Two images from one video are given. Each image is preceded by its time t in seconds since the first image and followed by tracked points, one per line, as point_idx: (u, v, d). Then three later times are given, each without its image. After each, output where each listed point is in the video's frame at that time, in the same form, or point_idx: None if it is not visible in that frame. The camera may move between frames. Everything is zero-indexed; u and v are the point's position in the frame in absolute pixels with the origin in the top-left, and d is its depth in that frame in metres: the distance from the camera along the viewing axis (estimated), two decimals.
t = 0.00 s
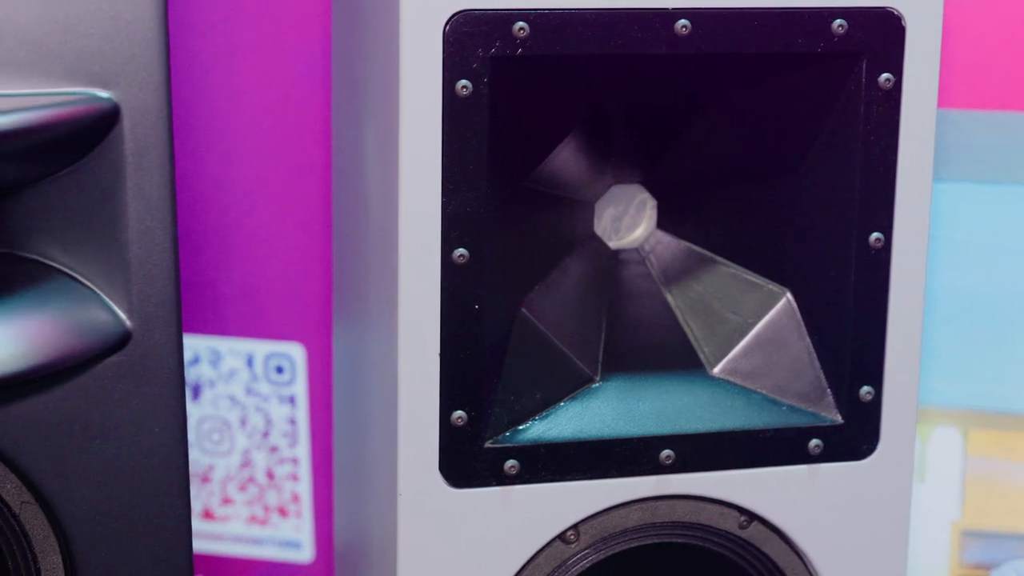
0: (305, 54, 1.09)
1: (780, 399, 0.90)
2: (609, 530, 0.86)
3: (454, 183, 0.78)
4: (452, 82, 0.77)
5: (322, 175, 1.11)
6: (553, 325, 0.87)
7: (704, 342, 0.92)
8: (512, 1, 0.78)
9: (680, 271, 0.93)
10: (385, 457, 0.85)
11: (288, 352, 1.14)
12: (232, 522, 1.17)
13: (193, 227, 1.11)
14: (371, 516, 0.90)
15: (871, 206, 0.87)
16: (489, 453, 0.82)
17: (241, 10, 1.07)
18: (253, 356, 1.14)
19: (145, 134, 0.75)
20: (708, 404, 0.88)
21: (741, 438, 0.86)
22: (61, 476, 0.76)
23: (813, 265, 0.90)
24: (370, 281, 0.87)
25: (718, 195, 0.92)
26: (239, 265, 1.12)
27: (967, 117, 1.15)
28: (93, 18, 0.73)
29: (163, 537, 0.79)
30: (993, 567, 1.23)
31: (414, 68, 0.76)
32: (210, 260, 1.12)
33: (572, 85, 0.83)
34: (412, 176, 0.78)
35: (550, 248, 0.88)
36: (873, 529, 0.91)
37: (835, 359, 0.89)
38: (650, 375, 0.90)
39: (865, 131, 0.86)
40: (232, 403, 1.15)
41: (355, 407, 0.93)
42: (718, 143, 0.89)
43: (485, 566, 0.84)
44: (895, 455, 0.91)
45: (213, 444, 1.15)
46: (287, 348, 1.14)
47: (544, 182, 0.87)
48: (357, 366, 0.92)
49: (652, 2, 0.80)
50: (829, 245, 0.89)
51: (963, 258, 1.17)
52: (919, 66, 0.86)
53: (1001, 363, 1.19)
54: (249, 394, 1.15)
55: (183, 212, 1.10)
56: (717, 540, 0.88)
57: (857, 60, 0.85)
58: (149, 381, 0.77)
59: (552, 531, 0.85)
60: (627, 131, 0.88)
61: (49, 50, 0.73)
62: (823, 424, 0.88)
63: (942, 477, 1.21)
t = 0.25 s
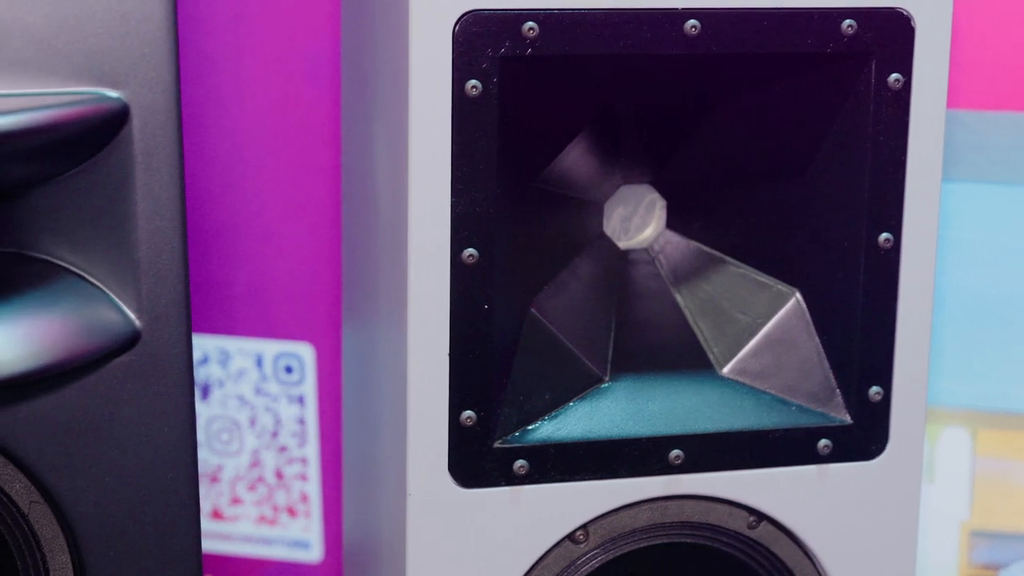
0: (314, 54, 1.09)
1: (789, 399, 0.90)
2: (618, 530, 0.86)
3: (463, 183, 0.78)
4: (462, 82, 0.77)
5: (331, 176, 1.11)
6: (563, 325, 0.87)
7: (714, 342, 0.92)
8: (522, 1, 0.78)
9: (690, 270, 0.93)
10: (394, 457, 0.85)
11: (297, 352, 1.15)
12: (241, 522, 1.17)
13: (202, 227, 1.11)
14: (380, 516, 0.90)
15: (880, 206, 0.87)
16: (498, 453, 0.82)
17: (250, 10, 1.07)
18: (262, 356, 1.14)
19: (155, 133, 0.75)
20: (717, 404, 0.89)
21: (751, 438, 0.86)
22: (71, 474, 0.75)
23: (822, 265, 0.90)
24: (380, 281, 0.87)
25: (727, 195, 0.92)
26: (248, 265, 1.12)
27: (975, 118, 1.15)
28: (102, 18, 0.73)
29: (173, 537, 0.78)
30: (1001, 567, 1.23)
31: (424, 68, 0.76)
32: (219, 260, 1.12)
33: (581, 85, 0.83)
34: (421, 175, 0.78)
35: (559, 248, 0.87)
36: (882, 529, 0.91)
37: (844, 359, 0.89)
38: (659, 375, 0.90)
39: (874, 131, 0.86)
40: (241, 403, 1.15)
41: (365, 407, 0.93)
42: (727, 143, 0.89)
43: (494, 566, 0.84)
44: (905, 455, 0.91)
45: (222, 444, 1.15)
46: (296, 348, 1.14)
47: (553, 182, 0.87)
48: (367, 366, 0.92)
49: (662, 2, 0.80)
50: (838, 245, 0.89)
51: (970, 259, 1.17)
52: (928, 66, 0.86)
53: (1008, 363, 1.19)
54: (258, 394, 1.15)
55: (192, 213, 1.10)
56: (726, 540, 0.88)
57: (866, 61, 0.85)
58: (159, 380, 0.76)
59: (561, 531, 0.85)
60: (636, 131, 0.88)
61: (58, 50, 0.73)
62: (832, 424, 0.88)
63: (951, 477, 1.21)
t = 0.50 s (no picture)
0: (316, 54, 1.09)
1: (791, 399, 0.90)
2: (619, 530, 0.86)
3: (466, 182, 0.78)
4: (464, 82, 0.77)
5: (333, 176, 1.11)
6: (564, 325, 0.88)
7: (715, 342, 0.92)
8: (524, 1, 0.78)
9: (692, 271, 0.93)
10: (396, 457, 0.85)
11: (299, 352, 1.14)
12: (242, 522, 1.17)
13: (204, 226, 1.11)
14: (381, 516, 0.90)
15: (882, 207, 0.87)
16: (500, 453, 0.82)
17: (253, 10, 1.08)
18: (263, 356, 1.14)
19: (157, 133, 0.75)
20: (719, 404, 0.89)
21: (752, 438, 0.86)
22: (72, 475, 0.75)
23: (824, 265, 0.90)
24: (382, 280, 0.87)
25: (729, 195, 0.92)
26: (249, 265, 1.12)
27: (978, 118, 1.15)
28: (105, 18, 0.73)
29: (175, 537, 0.78)
30: (1002, 567, 1.23)
31: (426, 69, 0.76)
32: (221, 260, 1.12)
33: (584, 85, 0.83)
34: (424, 175, 0.78)
35: (561, 248, 0.87)
36: (883, 529, 0.91)
37: (845, 359, 0.90)
38: (661, 375, 0.90)
39: (876, 131, 0.86)
40: (242, 403, 1.15)
41: (367, 407, 0.93)
42: (729, 143, 0.89)
43: (497, 565, 0.84)
44: (906, 456, 0.91)
45: (223, 444, 1.16)
46: (298, 349, 1.14)
47: (556, 183, 0.87)
48: (369, 366, 0.92)
49: (665, 2, 0.80)
50: (840, 245, 0.89)
51: (972, 260, 1.17)
52: (931, 66, 0.86)
53: (1009, 364, 1.19)
54: (260, 394, 1.15)
55: (194, 212, 1.11)
56: (728, 540, 0.88)
57: (868, 61, 0.85)
58: (161, 379, 0.76)
59: (563, 531, 0.85)
60: (638, 132, 0.88)
61: (61, 50, 0.73)
62: (833, 424, 0.88)
63: (952, 477, 1.21)
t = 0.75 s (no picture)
0: (314, 54, 1.09)
1: (789, 400, 0.90)
2: (617, 530, 0.86)
3: (463, 182, 0.78)
4: (462, 82, 0.77)
5: (331, 176, 1.11)
6: (562, 325, 0.88)
7: (713, 342, 0.92)
8: (521, 1, 0.78)
9: (690, 271, 0.93)
10: (394, 457, 0.85)
11: (297, 352, 1.14)
12: (240, 522, 1.17)
13: (202, 227, 1.11)
14: (379, 517, 0.90)
15: (880, 207, 0.87)
16: (498, 454, 0.82)
17: (251, 10, 1.08)
18: (261, 356, 1.14)
19: (154, 133, 0.75)
20: (717, 404, 0.89)
21: (750, 438, 0.86)
22: (70, 475, 0.75)
23: (822, 265, 0.90)
24: (380, 280, 0.87)
25: (727, 195, 0.92)
26: (247, 265, 1.12)
27: (976, 118, 1.15)
28: (103, 18, 0.73)
29: (173, 537, 0.78)
30: (1001, 568, 1.23)
31: (424, 69, 0.76)
32: (219, 260, 1.12)
33: (582, 85, 0.83)
34: (421, 175, 0.78)
35: (559, 248, 0.87)
36: (882, 529, 0.91)
37: (843, 359, 0.90)
38: (658, 375, 0.90)
39: (875, 131, 0.86)
40: (240, 403, 1.15)
41: (365, 407, 0.93)
42: (727, 143, 0.89)
43: (495, 565, 0.84)
44: (904, 456, 0.91)
45: (221, 444, 1.15)
46: (296, 349, 1.14)
47: (553, 183, 0.87)
48: (367, 366, 0.92)
49: (663, 2, 0.80)
50: (838, 245, 0.89)
51: (971, 260, 1.17)
52: (928, 66, 0.86)
53: (1007, 364, 1.19)
54: (258, 394, 1.15)
55: (192, 212, 1.11)
56: (726, 540, 0.88)
57: (866, 61, 0.85)
58: (159, 380, 0.76)
59: (560, 532, 0.84)
60: (636, 132, 0.88)
61: (59, 50, 0.73)
62: (831, 424, 0.88)
63: (950, 478, 1.21)
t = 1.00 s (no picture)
0: (313, 54, 1.09)
1: (788, 400, 0.90)
2: (616, 530, 0.86)
3: (462, 182, 0.78)
4: (461, 82, 0.77)
5: (330, 176, 1.11)
6: (562, 325, 0.88)
7: (712, 342, 0.92)
8: (520, 1, 0.78)
9: (689, 271, 0.93)
10: (393, 457, 0.85)
11: (296, 352, 1.15)
12: (239, 522, 1.17)
13: (201, 227, 1.11)
14: (379, 517, 0.90)
15: (879, 207, 0.87)
16: (497, 454, 0.82)
17: (251, 9, 1.08)
18: (260, 356, 1.14)
19: (154, 133, 0.75)
20: (716, 404, 0.88)
21: (749, 438, 0.86)
22: (69, 475, 0.75)
23: (822, 265, 0.90)
24: (379, 280, 0.87)
25: (726, 195, 0.92)
26: (246, 265, 1.12)
27: (976, 118, 1.15)
28: (102, 18, 0.73)
29: (172, 536, 0.78)
30: (1000, 568, 1.23)
31: (423, 68, 0.76)
32: (218, 260, 1.12)
33: (581, 85, 0.83)
34: (421, 175, 0.78)
35: (558, 248, 0.88)
36: (881, 529, 0.91)
37: (842, 359, 0.90)
38: (658, 375, 0.90)
39: (874, 131, 0.86)
40: (239, 403, 1.15)
41: (364, 407, 0.93)
42: (727, 143, 0.89)
43: (494, 566, 0.84)
44: (903, 456, 0.91)
45: (220, 444, 1.15)
46: (295, 348, 1.14)
47: (552, 183, 0.87)
48: (366, 366, 0.92)
49: (662, 2, 0.80)
50: (837, 245, 0.89)
51: (970, 261, 1.17)
52: (927, 66, 0.86)
53: (1007, 364, 1.19)
54: (257, 394, 1.15)
55: (191, 212, 1.11)
56: (725, 540, 0.88)
57: (865, 61, 0.85)
58: (158, 379, 0.76)
59: (560, 532, 0.84)
60: (635, 132, 0.88)
61: (58, 50, 0.73)
62: (830, 425, 0.88)
63: (950, 478, 1.21)
